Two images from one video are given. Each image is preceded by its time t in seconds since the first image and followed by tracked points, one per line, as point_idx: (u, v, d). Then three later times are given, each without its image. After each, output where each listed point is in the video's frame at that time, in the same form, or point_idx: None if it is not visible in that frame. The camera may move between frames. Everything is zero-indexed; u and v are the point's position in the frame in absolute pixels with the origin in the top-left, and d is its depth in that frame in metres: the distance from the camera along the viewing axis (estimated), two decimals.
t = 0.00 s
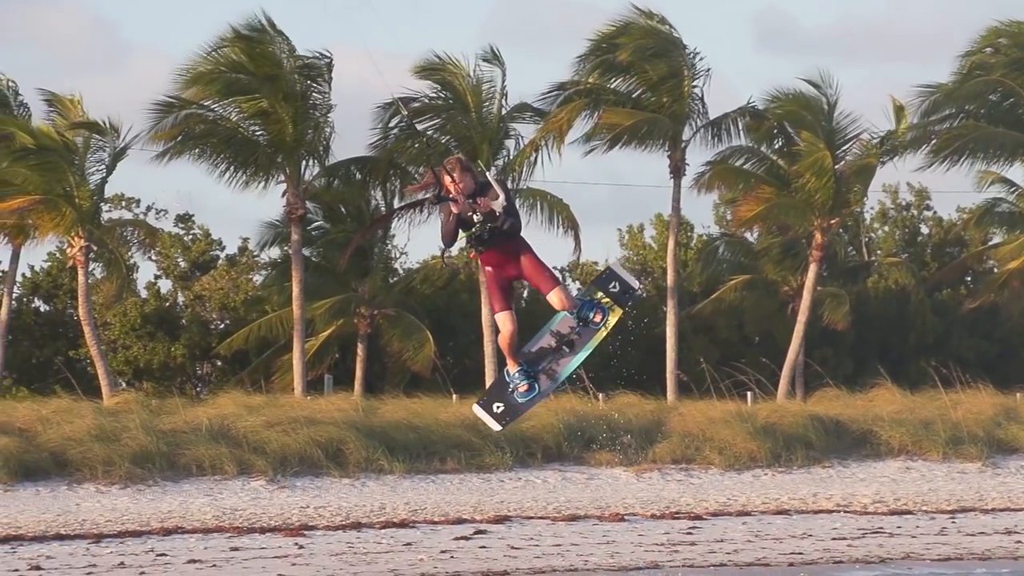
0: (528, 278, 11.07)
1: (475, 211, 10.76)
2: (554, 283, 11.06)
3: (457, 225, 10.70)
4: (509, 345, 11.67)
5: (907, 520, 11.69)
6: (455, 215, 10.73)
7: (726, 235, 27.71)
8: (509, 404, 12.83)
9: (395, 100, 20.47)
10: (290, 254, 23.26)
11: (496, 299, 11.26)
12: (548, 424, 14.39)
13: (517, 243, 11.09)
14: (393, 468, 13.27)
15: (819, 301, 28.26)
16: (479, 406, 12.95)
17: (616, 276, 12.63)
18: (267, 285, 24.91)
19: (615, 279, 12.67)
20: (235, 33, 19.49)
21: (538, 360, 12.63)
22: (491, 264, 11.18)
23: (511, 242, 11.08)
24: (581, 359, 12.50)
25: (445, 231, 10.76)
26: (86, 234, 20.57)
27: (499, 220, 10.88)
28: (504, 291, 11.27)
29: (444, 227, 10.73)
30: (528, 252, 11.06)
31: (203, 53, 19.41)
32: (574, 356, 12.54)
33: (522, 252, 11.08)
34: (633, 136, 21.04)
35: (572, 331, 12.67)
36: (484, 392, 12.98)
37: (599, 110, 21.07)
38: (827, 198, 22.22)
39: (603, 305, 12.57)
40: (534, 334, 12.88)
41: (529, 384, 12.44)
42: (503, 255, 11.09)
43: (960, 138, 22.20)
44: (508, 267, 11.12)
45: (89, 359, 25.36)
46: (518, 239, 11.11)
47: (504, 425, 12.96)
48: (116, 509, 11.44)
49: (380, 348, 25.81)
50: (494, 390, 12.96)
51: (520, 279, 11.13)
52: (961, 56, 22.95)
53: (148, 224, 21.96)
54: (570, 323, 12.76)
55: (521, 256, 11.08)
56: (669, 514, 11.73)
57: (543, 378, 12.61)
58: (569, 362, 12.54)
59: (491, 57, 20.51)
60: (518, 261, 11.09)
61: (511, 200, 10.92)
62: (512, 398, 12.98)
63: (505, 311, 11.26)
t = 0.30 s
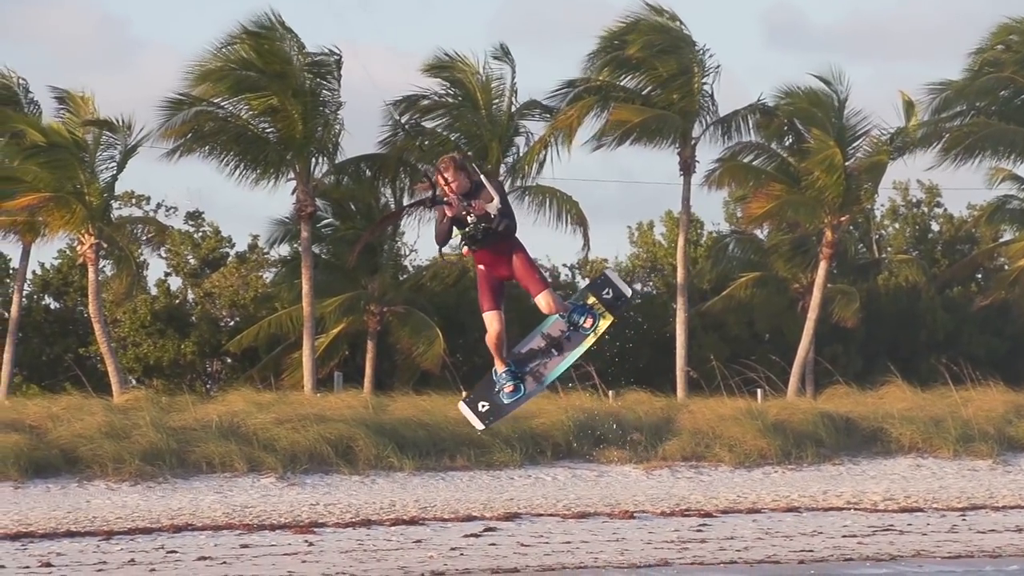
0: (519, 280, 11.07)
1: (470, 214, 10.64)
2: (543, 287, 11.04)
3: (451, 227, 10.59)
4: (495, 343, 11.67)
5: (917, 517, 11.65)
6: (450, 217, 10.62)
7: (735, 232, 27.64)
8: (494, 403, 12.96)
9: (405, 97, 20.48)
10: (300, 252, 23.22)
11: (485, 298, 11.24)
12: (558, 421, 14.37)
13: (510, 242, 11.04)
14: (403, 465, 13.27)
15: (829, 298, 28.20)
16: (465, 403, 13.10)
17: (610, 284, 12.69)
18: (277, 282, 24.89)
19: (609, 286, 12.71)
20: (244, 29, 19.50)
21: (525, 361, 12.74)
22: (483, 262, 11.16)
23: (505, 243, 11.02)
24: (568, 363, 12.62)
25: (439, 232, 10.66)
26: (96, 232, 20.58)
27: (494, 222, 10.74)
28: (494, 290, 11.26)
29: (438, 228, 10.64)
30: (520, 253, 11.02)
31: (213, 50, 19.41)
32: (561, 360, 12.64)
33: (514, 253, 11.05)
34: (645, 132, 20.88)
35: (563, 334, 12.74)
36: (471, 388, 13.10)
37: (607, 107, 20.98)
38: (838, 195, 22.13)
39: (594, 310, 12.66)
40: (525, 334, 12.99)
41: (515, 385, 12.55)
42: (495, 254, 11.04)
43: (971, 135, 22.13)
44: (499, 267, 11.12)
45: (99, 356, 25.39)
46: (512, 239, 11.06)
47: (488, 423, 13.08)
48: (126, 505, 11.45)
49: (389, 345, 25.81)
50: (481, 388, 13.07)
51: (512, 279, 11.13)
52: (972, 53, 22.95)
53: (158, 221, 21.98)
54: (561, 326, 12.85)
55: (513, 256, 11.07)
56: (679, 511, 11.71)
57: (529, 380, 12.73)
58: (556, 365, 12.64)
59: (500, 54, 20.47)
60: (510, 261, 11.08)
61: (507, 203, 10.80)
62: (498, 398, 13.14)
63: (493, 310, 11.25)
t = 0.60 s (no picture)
0: (512, 281, 10.62)
1: (465, 215, 10.29)
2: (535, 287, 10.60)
3: (445, 228, 10.23)
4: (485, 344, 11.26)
5: (927, 514, 11.63)
6: (444, 219, 10.28)
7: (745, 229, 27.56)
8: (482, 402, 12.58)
9: (415, 94, 20.46)
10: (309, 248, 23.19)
11: (476, 298, 10.85)
12: (568, 418, 14.35)
13: (505, 242, 10.61)
14: (413, 462, 13.27)
15: (838, 295, 28.13)
16: (453, 401, 12.72)
17: (605, 289, 12.11)
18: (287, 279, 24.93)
19: (604, 291, 12.13)
20: (253, 26, 19.53)
21: (516, 362, 12.34)
22: (477, 261, 10.71)
23: (499, 243, 10.59)
24: (558, 368, 12.26)
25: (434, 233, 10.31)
26: (106, 228, 20.62)
27: (490, 223, 10.36)
28: (486, 289, 10.84)
29: (433, 228, 10.30)
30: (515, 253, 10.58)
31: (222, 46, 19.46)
32: (552, 364, 12.29)
33: (509, 253, 10.61)
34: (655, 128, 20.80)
35: (557, 336, 12.38)
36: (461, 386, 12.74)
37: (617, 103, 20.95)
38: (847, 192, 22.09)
39: (587, 315, 12.06)
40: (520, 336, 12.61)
41: (502, 386, 12.08)
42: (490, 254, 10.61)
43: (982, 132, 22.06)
44: (492, 267, 10.69)
45: (108, 353, 25.44)
46: (508, 239, 10.63)
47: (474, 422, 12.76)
48: (136, 502, 11.47)
49: (398, 342, 25.81)
50: (470, 387, 12.68)
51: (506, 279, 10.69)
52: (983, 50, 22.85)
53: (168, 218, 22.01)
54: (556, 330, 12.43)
55: (507, 257, 10.63)
56: (689, 508, 11.68)
57: (518, 381, 12.36)
58: (546, 369, 12.29)
59: (510, 52, 20.47)
60: (504, 261, 10.64)
61: (506, 203, 10.39)
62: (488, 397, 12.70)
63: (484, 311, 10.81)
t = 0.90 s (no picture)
0: (506, 282, 10.48)
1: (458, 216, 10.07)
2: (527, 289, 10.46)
3: (440, 231, 10.00)
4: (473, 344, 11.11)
5: (938, 510, 11.57)
6: (439, 221, 10.04)
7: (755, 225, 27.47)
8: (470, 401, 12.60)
9: (425, 91, 20.51)
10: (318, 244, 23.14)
11: (466, 298, 10.68)
12: (578, 414, 14.33)
13: (500, 242, 10.42)
14: (423, 458, 13.26)
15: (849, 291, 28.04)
16: (444, 399, 12.75)
17: (601, 296, 11.98)
18: (297, 276, 24.95)
19: (600, 299, 12.01)
20: (263, 21, 19.49)
21: (508, 363, 12.25)
22: (471, 260, 10.55)
23: (494, 243, 10.41)
24: (546, 370, 12.03)
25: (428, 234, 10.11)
26: (117, 225, 20.64)
27: (485, 225, 10.15)
28: (478, 289, 10.69)
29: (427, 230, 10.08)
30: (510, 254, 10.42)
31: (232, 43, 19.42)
32: (541, 366, 12.09)
33: (503, 253, 10.44)
34: (663, 124, 20.73)
35: (550, 340, 12.21)
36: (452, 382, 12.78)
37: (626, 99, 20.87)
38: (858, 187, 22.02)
39: (580, 319, 11.99)
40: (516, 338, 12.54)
41: (491, 385, 12.02)
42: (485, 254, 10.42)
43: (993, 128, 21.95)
44: (486, 266, 10.53)
45: (119, 349, 25.50)
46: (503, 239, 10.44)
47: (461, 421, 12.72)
48: (147, 498, 11.48)
49: (408, 338, 25.81)
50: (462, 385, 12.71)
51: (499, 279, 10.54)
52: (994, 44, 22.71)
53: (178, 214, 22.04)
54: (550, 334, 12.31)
55: (501, 257, 10.46)
56: (699, 504, 11.66)
57: (507, 383, 12.22)
58: (535, 371, 12.09)
59: (519, 48, 20.43)
60: (498, 261, 10.48)
61: (500, 204, 10.16)
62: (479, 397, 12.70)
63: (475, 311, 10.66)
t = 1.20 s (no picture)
0: (501, 280, 10.19)
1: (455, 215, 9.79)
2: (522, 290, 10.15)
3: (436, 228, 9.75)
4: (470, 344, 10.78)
5: (952, 503, 11.52)
6: (436, 218, 9.79)
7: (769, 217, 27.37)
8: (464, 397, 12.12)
9: (438, 84, 20.48)
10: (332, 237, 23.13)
11: (461, 295, 10.36)
12: (592, 407, 14.31)
13: (500, 241, 10.15)
14: (437, 451, 13.26)
15: (863, 284, 27.95)
16: (437, 394, 12.29)
17: (599, 302, 11.49)
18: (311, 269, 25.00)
19: (597, 304, 11.51)
20: (276, 14, 19.56)
21: (502, 360, 11.73)
22: (469, 256, 10.29)
23: (494, 242, 10.14)
24: (539, 373, 11.55)
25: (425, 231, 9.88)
26: (130, 218, 20.69)
27: (482, 224, 9.89)
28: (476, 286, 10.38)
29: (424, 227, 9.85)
30: (507, 253, 10.12)
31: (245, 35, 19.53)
32: (535, 367, 11.60)
33: (501, 252, 10.16)
34: (677, 116, 20.63)
35: (546, 341, 11.68)
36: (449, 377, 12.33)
37: (639, 92, 20.72)
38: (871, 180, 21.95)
39: (576, 324, 11.47)
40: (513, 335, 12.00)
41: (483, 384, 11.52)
42: (481, 251, 10.15)
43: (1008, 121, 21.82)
44: (483, 264, 10.25)
45: (133, 342, 25.58)
46: (503, 238, 10.18)
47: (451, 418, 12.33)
48: (161, 491, 11.52)
49: (421, 332, 25.82)
50: (458, 380, 12.20)
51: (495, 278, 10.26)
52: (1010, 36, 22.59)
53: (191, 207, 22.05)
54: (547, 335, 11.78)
55: (499, 256, 10.18)
56: (713, 497, 11.63)
57: (499, 381, 11.72)
58: (528, 373, 11.61)
59: (533, 41, 20.39)
60: (495, 259, 10.20)
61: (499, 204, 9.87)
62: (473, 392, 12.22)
63: (469, 308, 10.37)
